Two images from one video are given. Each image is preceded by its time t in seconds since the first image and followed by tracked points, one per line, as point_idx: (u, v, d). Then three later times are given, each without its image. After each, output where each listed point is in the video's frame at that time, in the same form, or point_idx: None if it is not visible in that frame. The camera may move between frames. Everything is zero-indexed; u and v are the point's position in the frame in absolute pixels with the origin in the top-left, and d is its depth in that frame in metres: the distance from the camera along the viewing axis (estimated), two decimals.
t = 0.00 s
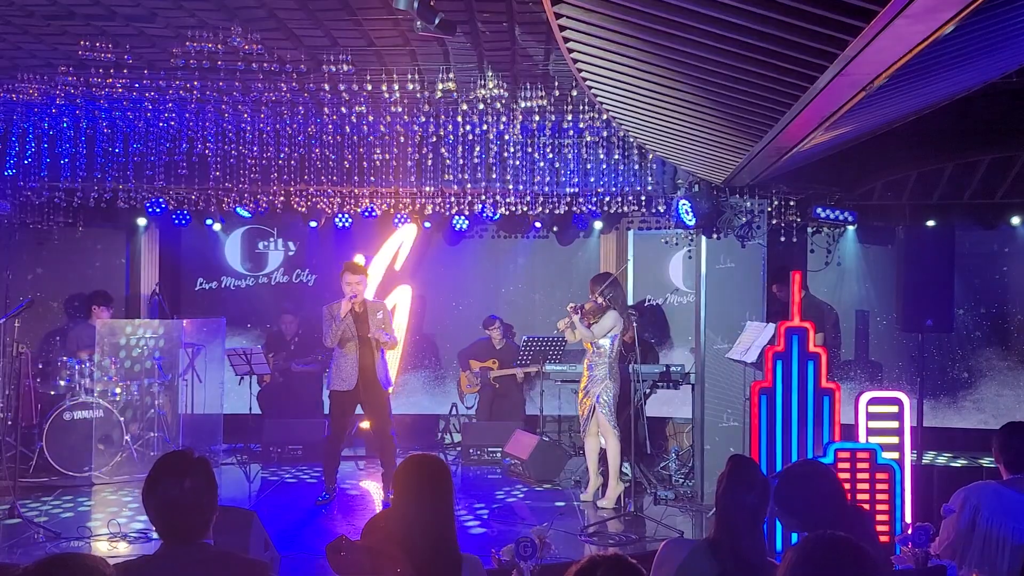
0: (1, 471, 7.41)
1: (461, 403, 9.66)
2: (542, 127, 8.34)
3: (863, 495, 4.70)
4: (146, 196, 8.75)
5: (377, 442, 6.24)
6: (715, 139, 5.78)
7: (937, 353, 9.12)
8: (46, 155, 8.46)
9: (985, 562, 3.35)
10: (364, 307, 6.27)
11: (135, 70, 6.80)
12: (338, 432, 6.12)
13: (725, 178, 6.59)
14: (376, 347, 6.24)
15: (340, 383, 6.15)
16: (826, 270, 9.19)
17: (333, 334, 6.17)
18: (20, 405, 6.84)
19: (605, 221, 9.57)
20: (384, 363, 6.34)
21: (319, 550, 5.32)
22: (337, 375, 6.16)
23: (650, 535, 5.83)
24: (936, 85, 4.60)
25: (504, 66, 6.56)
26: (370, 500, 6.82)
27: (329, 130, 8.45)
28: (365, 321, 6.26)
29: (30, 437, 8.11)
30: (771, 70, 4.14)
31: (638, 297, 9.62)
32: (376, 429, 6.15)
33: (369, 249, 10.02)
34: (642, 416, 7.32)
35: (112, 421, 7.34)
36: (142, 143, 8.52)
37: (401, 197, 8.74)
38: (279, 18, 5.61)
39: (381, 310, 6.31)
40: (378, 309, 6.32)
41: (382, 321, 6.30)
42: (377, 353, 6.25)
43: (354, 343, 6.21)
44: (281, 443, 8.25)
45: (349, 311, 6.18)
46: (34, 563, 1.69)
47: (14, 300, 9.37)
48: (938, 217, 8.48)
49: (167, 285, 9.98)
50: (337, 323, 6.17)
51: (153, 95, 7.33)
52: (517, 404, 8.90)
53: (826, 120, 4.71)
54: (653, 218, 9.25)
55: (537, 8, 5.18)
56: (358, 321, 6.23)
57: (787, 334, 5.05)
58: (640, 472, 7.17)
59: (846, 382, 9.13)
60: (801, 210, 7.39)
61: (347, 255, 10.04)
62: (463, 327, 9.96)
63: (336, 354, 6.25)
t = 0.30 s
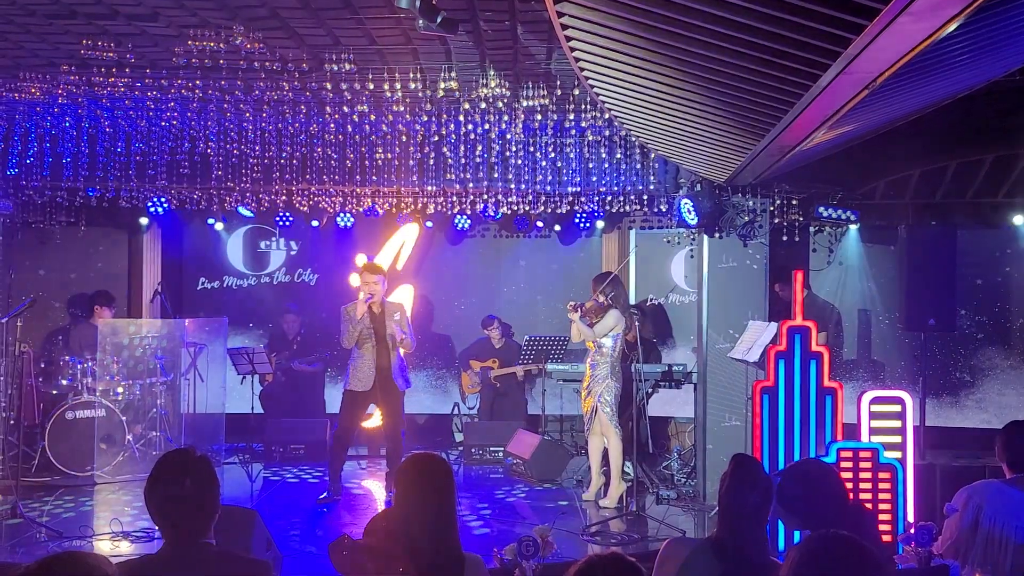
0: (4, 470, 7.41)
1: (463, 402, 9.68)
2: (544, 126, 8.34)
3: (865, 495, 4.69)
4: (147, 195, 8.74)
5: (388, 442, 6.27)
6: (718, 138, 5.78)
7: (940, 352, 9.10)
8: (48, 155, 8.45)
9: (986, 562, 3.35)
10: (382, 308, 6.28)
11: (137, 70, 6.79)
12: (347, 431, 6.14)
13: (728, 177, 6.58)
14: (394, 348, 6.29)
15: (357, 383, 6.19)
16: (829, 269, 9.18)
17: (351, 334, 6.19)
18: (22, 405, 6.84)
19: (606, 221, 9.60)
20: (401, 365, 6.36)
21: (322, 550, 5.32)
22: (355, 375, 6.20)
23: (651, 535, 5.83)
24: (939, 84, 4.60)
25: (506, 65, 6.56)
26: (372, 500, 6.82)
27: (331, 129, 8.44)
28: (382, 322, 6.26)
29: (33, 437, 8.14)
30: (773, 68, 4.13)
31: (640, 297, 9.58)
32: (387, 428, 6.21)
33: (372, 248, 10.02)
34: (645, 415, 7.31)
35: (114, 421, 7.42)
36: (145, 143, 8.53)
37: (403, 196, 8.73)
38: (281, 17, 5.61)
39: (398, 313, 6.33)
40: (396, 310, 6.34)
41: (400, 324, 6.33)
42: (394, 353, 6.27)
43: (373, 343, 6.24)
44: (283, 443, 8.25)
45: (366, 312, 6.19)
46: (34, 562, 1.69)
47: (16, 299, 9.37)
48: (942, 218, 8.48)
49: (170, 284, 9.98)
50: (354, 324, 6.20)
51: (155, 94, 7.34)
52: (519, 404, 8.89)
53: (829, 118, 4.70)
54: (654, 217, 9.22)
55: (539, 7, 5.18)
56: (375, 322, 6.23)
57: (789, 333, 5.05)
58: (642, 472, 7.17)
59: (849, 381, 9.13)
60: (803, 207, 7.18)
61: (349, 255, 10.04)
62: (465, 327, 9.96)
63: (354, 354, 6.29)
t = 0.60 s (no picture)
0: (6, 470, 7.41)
1: (465, 400, 9.67)
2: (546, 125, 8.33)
3: (867, 493, 4.67)
4: (149, 194, 8.71)
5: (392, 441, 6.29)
6: (721, 137, 5.77)
7: (943, 351, 9.09)
8: (50, 154, 8.44)
9: (992, 560, 3.35)
10: (389, 311, 6.32)
11: (138, 68, 6.78)
12: (351, 430, 6.13)
13: (729, 176, 6.58)
14: (399, 348, 6.35)
15: (362, 385, 6.18)
16: (832, 268, 9.14)
17: (358, 335, 6.17)
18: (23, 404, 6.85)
19: (607, 219, 9.61)
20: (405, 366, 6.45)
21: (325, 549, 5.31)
22: (360, 376, 6.20)
23: (652, 534, 5.80)
24: (943, 82, 4.59)
25: (507, 63, 6.55)
26: (374, 498, 6.83)
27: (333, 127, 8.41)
28: (388, 324, 6.30)
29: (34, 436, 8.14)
30: (777, 65, 4.12)
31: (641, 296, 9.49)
32: (390, 427, 6.23)
33: (373, 247, 10.03)
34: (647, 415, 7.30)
35: (115, 420, 7.39)
36: (146, 141, 8.52)
37: (404, 195, 8.71)
38: (283, 15, 5.61)
39: (405, 316, 6.39)
40: (402, 312, 6.40)
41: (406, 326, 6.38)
42: (399, 352, 6.32)
43: (377, 344, 6.25)
44: (286, 442, 8.24)
45: (375, 314, 6.21)
46: (35, 561, 1.69)
47: (18, 298, 9.37)
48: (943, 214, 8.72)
49: (172, 283, 9.99)
50: (361, 325, 6.18)
51: (156, 93, 7.34)
52: (521, 403, 8.88)
53: (832, 116, 4.69)
54: (656, 216, 9.17)
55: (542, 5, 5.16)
56: (384, 324, 6.26)
57: (791, 331, 5.04)
58: (644, 471, 7.16)
59: (852, 380, 9.12)
60: (805, 207, 7.20)
61: (350, 254, 10.04)
62: (467, 325, 9.96)
63: (359, 355, 6.27)
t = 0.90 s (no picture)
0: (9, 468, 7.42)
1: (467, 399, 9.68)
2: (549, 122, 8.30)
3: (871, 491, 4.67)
4: (151, 192, 8.66)
5: (394, 440, 6.29)
6: (724, 135, 5.76)
7: (946, 349, 9.08)
8: (52, 152, 8.42)
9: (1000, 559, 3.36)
10: (394, 314, 6.31)
11: (141, 66, 6.76)
12: (355, 430, 6.13)
13: (733, 174, 6.58)
14: (402, 349, 6.33)
15: (364, 384, 6.19)
16: (834, 266, 9.13)
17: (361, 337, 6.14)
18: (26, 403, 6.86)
19: (610, 217, 9.61)
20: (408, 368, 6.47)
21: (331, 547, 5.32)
22: (361, 377, 6.20)
23: (656, 533, 5.79)
24: (947, 79, 4.58)
25: (511, 60, 6.53)
26: (376, 496, 6.85)
27: (336, 125, 8.41)
28: (395, 331, 6.30)
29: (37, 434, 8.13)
30: (782, 62, 4.11)
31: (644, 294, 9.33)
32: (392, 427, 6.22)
33: (375, 245, 10.03)
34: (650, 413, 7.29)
35: (118, 418, 7.31)
36: (149, 140, 8.50)
37: (407, 193, 8.70)
38: (286, 12, 5.59)
39: (410, 318, 6.38)
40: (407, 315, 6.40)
41: (410, 329, 6.40)
42: (402, 354, 6.33)
43: (382, 344, 6.22)
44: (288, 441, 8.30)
45: (380, 317, 6.21)
46: (43, 558, 1.69)
47: (20, 296, 9.35)
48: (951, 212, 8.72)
49: (174, 282, 9.94)
50: (365, 326, 6.16)
51: (159, 91, 7.34)
52: (523, 401, 8.87)
53: (837, 114, 4.68)
54: (658, 213, 9.15)
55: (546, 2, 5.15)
56: (388, 328, 6.24)
57: (795, 330, 5.03)
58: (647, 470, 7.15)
59: (855, 379, 9.12)
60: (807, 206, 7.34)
61: (352, 253, 10.03)
62: (470, 323, 9.95)
63: (362, 355, 6.27)
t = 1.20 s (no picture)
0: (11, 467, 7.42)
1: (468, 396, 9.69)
2: (551, 121, 8.28)
3: (873, 491, 4.67)
4: (154, 190, 8.69)
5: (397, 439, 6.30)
6: (727, 133, 5.75)
7: (948, 348, 9.07)
8: (54, 150, 8.41)
9: (1004, 557, 3.36)
10: (399, 316, 6.35)
11: (144, 64, 6.76)
12: (357, 430, 6.13)
13: (735, 173, 6.58)
14: (406, 350, 6.34)
15: (366, 386, 6.19)
16: (836, 265, 9.13)
17: (366, 339, 6.12)
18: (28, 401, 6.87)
19: (612, 215, 9.60)
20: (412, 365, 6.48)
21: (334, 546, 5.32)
22: (364, 378, 6.21)
23: (658, 532, 5.79)
24: (950, 78, 4.57)
25: (513, 59, 6.53)
26: (378, 494, 6.86)
27: (338, 123, 8.41)
28: (398, 331, 6.32)
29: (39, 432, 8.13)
30: (785, 60, 4.11)
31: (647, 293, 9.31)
32: (395, 426, 6.22)
33: (377, 244, 10.04)
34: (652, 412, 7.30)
35: (120, 417, 7.27)
36: (151, 138, 8.48)
37: (409, 191, 8.72)
38: (289, 10, 5.59)
39: (415, 320, 6.42)
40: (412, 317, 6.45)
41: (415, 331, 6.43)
42: (406, 355, 6.34)
43: (386, 345, 6.23)
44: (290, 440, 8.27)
45: (384, 319, 6.20)
46: (46, 557, 1.68)
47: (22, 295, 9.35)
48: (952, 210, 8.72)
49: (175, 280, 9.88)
50: (369, 329, 6.12)
51: (162, 89, 7.34)
52: (525, 400, 8.87)
53: (840, 112, 4.68)
54: (660, 212, 9.17)
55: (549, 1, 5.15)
56: (393, 330, 6.27)
57: (797, 329, 5.03)
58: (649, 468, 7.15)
59: (857, 378, 9.12)
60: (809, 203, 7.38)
61: (354, 251, 10.04)
62: (471, 321, 9.95)
63: (366, 356, 6.27)
